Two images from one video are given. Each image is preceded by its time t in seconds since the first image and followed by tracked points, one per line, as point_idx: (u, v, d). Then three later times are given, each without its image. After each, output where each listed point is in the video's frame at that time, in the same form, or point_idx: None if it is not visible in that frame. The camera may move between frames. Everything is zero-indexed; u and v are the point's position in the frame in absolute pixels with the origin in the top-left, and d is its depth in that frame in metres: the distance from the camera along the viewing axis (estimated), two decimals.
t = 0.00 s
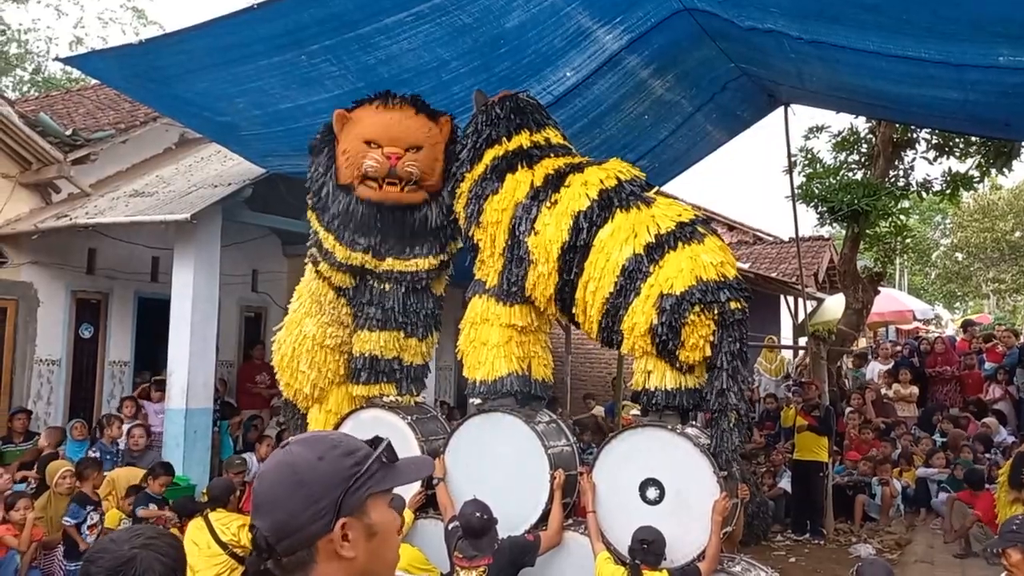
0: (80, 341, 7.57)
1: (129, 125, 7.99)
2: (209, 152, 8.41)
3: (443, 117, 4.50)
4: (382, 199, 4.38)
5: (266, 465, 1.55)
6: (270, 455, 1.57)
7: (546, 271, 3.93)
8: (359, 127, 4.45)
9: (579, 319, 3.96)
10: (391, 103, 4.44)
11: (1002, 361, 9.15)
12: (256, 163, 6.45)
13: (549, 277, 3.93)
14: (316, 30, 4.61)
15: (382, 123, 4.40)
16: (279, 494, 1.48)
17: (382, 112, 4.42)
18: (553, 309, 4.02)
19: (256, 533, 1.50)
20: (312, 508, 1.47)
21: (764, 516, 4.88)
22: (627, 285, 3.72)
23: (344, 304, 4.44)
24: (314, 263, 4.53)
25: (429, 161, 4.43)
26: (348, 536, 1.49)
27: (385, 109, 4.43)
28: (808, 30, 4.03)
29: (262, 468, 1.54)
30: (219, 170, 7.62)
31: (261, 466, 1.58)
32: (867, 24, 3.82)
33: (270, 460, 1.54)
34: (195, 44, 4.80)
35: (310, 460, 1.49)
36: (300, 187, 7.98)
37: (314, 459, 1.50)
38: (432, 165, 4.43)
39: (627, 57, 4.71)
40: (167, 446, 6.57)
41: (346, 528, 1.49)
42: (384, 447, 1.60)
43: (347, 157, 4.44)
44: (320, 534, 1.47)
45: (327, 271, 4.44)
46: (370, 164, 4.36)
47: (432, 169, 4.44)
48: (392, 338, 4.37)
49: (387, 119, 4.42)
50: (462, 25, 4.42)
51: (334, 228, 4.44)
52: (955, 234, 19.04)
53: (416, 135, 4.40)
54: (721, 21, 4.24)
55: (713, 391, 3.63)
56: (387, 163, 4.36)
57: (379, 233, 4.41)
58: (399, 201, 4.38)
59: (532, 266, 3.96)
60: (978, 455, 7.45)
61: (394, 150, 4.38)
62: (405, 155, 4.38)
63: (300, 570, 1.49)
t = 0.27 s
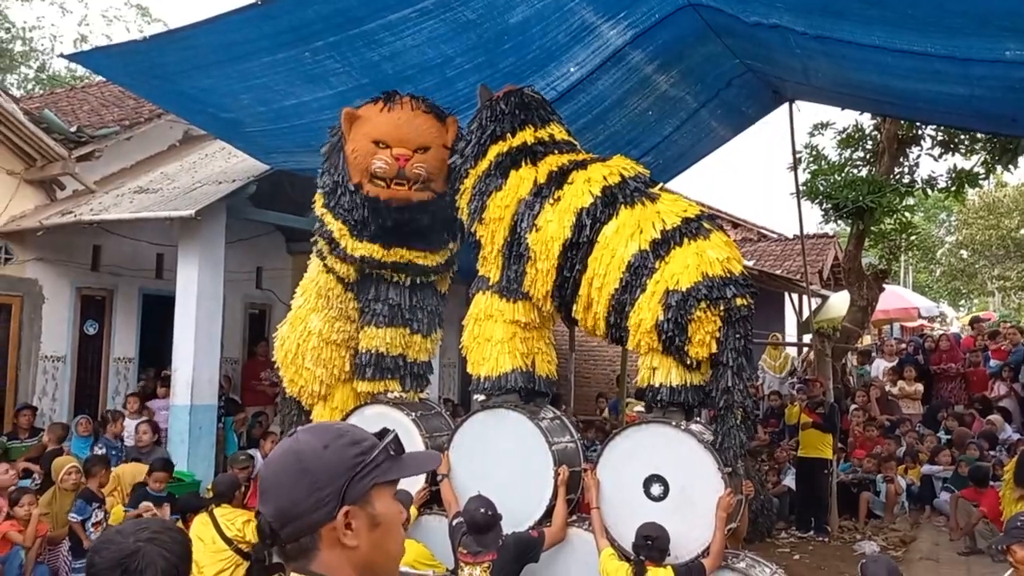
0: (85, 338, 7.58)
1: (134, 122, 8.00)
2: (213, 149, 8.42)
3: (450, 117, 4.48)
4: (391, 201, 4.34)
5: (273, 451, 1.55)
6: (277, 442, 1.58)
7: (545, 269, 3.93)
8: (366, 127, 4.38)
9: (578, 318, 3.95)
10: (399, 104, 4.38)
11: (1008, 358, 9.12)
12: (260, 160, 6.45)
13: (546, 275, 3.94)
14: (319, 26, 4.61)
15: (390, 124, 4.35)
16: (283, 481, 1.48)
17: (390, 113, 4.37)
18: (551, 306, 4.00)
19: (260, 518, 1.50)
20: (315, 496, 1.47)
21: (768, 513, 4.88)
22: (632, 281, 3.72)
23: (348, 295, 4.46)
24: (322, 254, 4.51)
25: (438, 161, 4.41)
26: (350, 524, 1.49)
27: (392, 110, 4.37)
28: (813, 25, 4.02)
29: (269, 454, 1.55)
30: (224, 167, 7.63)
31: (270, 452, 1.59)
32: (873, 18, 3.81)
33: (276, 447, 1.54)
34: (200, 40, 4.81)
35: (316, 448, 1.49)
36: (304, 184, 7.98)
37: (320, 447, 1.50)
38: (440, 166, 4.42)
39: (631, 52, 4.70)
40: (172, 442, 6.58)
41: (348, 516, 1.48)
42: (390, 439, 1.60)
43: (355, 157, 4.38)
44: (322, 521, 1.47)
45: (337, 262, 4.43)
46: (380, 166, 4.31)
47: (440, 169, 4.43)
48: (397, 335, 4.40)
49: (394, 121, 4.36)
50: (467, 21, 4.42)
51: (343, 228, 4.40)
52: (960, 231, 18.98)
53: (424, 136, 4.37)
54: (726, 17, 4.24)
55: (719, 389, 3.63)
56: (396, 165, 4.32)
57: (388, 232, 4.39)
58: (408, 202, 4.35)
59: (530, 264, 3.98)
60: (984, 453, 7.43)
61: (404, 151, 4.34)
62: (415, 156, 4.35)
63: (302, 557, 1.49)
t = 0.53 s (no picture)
0: (88, 327, 7.59)
1: (135, 111, 7.99)
2: (215, 138, 8.41)
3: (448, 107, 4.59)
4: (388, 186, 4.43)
5: (286, 443, 1.54)
6: (289, 435, 1.57)
7: (548, 259, 3.91)
8: (365, 114, 4.50)
9: (581, 308, 3.93)
10: (398, 91, 4.51)
11: (1012, 347, 9.09)
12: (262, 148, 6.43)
13: (549, 265, 3.91)
14: (320, 14, 4.59)
15: (388, 110, 4.47)
16: (302, 471, 1.47)
17: (388, 100, 4.49)
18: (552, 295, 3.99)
19: (277, 509, 1.49)
20: (335, 484, 1.46)
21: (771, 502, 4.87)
22: (638, 271, 3.70)
23: (351, 280, 4.42)
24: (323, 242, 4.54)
25: (435, 148, 4.49)
26: (370, 512, 1.48)
27: (390, 97, 4.50)
28: (817, 11, 3.99)
29: (282, 446, 1.54)
30: (226, 156, 7.61)
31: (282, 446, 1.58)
32: (878, 4, 3.78)
33: (291, 439, 1.53)
34: (201, 28, 4.79)
35: (333, 437, 1.49)
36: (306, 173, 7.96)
37: (336, 436, 1.50)
38: (437, 152, 4.50)
39: (633, 40, 4.67)
40: (175, 431, 6.59)
41: (368, 505, 1.48)
42: (402, 429, 1.60)
43: (354, 144, 4.49)
44: (342, 510, 1.46)
45: (339, 253, 4.42)
46: (377, 150, 4.42)
47: (438, 156, 4.50)
48: (401, 324, 4.34)
49: (393, 107, 4.48)
50: (468, 8, 4.39)
51: (342, 213, 4.46)
52: (964, 220, 18.90)
53: (422, 122, 4.47)
54: (729, 3, 4.21)
55: (725, 378, 3.59)
56: (393, 150, 4.42)
57: (387, 218, 4.43)
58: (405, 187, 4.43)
59: (534, 255, 3.95)
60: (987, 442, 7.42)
61: (401, 137, 4.44)
62: (412, 142, 4.44)
63: (322, 547, 1.48)
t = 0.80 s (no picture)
0: (91, 325, 7.61)
1: (138, 109, 8.01)
2: (217, 136, 8.42)
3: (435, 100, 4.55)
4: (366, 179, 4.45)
5: (288, 439, 1.56)
6: (290, 433, 1.58)
7: (554, 259, 3.92)
8: (349, 109, 4.54)
9: (587, 306, 3.96)
10: (382, 86, 4.52)
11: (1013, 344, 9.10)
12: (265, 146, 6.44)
13: (555, 265, 3.92)
14: (323, 11, 4.60)
15: (368, 103, 4.48)
16: (304, 467, 1.49)
17: (371, 94, 4.51)
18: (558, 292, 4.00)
19: (280, 504, 1.50)
20: (338, 478, 1.47)
21: (773, 499, 4.89)
22: (644, 269, 3.71)
23: (353, 277, 4.45)
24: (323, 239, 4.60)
25: (414, 139, 4.44)
26: (371, 507, 1.50)
27: (372, 91, 4.52)
28: (820, 9, 3.99)
29: (285, 443, 1.55)
30: (228, 154, 7.63)
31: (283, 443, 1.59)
32: (881, 2, 3.79)
33: (293, 436, 1.55)
34: (205, 25, 4.80)
35: (335, 432, 1.51)
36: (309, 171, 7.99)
37: (339, 432, 1.51)
38: (416, 144, 4.44)
39: (636, 37, 4.68)
40: (178, 429, 6.61)
41: (370, 499, 1.49)
42: (402, 426, 1.62)
43: (340, 138, 4.54)
44: (346, 504, 1.47)
45: (336, 250, 4.46)
46: (353, 142, 4.43)
47: (417, 148, 4.45)
48: (405, 321, 4.35)
49: (375, 101, 4.48)
50: (471, 6, 4.41)
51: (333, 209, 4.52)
52: (966, 218, 18.88)
53: (401, 113, 4.43)
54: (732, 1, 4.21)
55: (731, 374, 3.60)
56: (367, 141, 4.41)
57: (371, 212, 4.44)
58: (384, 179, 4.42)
59: (538, 254, 3.96)
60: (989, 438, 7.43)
61: (376, 127, 4.42)
62: (388, 132, 4.41)
63: (324, 540, 1.49)
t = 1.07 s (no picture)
0: (90, 324, 7.60)
1: (138, 108, 8.00)
2: (217, 135, 8.42)
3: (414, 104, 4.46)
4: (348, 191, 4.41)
5: (292, 435, 1.55)
6: (295, 428, 1.58)
7: (557, 265, 3.91)
8: (330, 121, 4.51)
9: (586, 312, 3.93)
10: (363, 93, 4.47)
11: (1013, 344, 9.09)
12: (265, 145, 6.43)
13: (557, 272, 3.92)
14: (323, 10, 4.60)
15: (346, 114, 4.43)
16: (306, 463, 1.48)
17: (349, 104, 4.47)
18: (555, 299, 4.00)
19: (281, 500, 1.49)
20: (339, 478, 1.47)
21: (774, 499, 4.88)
22: (649, 272, 3.70)
23: (351, 278, 4.44)
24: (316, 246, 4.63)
25: (390, 146, 4.35)
26: (372, 507, 1.50)
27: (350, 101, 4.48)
28: (821, 9, 3.99)
29: (288, 439, 1.55)
30: (228, 153, 7.62)
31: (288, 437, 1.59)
32: (882, 2, 3.79)
33: (296, 432, 1.54)
34: (204, 24, 4.80)
35: (339, 431, 1.50)
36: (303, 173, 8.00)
37: (342, 431, 1.51)
38: (392, 150, 4.36)
39: (636, 37, 4.67)
40: (178, 428, 6.60)
41: (371, 499, 1.49)
42: (406, 425, 1.61)
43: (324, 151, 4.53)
44: (346, 503, 1.47)
45: (328, 255, 4.47)
46: (331, 155, 4.40)
47: (394, 154, 4.36)
48: (402, 320, 4.33)
49: (354, 108, 4.43)
50: (472, 6, 4.41)
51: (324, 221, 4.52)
52: (966, 217, 18.88)
53: (377, 119, 4.36)
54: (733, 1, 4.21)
55: (730, 374, 3.63)
56: (343, 153, 4.37)
57: (352, 220, 4.40)
58: (363, 189, 4.37)
59: (540, 263, 3.95)
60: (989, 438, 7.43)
61: (352, 138, 4.36)
62: (363, 142, 4.34)
63: (323, 538, 1.49)
